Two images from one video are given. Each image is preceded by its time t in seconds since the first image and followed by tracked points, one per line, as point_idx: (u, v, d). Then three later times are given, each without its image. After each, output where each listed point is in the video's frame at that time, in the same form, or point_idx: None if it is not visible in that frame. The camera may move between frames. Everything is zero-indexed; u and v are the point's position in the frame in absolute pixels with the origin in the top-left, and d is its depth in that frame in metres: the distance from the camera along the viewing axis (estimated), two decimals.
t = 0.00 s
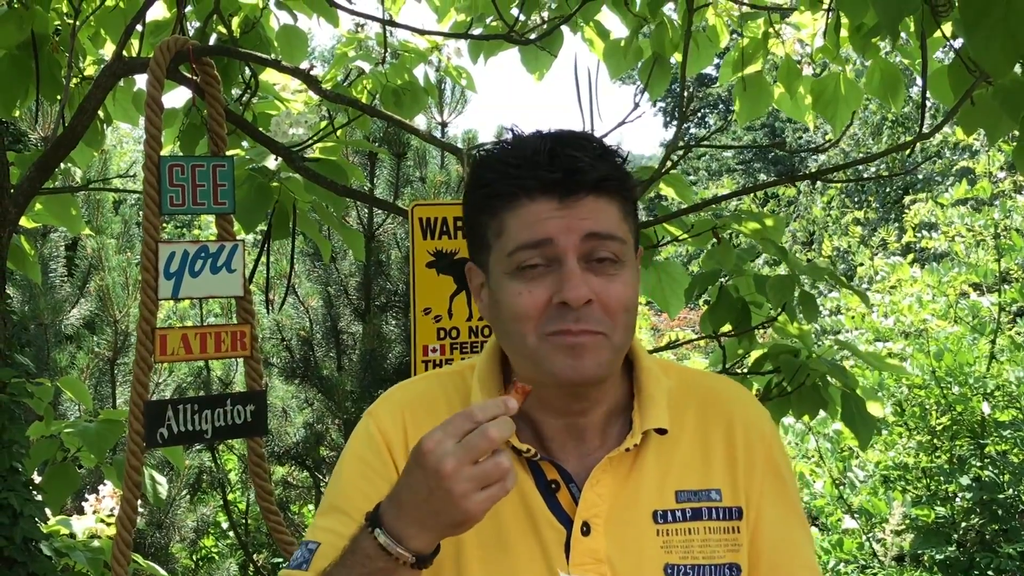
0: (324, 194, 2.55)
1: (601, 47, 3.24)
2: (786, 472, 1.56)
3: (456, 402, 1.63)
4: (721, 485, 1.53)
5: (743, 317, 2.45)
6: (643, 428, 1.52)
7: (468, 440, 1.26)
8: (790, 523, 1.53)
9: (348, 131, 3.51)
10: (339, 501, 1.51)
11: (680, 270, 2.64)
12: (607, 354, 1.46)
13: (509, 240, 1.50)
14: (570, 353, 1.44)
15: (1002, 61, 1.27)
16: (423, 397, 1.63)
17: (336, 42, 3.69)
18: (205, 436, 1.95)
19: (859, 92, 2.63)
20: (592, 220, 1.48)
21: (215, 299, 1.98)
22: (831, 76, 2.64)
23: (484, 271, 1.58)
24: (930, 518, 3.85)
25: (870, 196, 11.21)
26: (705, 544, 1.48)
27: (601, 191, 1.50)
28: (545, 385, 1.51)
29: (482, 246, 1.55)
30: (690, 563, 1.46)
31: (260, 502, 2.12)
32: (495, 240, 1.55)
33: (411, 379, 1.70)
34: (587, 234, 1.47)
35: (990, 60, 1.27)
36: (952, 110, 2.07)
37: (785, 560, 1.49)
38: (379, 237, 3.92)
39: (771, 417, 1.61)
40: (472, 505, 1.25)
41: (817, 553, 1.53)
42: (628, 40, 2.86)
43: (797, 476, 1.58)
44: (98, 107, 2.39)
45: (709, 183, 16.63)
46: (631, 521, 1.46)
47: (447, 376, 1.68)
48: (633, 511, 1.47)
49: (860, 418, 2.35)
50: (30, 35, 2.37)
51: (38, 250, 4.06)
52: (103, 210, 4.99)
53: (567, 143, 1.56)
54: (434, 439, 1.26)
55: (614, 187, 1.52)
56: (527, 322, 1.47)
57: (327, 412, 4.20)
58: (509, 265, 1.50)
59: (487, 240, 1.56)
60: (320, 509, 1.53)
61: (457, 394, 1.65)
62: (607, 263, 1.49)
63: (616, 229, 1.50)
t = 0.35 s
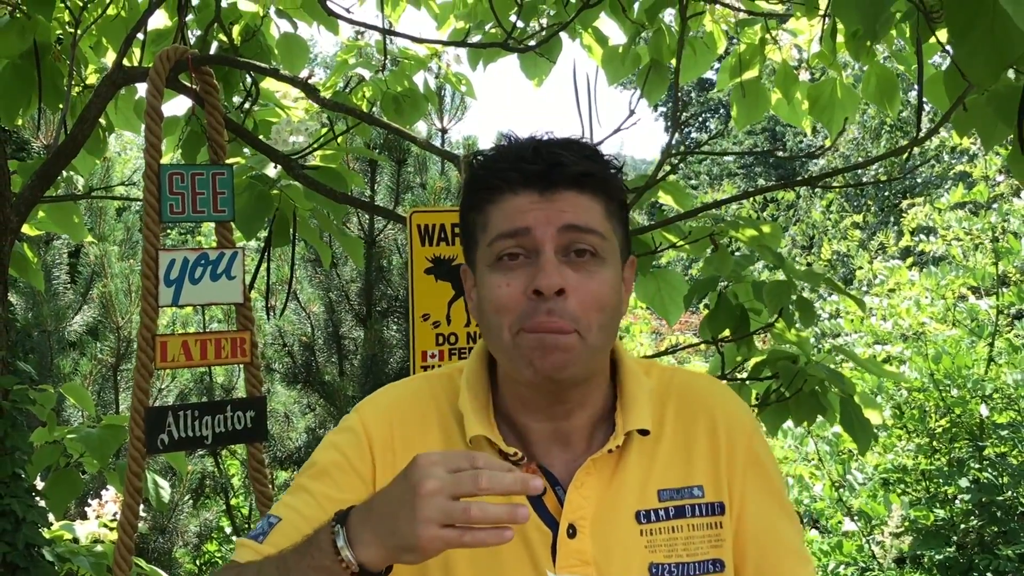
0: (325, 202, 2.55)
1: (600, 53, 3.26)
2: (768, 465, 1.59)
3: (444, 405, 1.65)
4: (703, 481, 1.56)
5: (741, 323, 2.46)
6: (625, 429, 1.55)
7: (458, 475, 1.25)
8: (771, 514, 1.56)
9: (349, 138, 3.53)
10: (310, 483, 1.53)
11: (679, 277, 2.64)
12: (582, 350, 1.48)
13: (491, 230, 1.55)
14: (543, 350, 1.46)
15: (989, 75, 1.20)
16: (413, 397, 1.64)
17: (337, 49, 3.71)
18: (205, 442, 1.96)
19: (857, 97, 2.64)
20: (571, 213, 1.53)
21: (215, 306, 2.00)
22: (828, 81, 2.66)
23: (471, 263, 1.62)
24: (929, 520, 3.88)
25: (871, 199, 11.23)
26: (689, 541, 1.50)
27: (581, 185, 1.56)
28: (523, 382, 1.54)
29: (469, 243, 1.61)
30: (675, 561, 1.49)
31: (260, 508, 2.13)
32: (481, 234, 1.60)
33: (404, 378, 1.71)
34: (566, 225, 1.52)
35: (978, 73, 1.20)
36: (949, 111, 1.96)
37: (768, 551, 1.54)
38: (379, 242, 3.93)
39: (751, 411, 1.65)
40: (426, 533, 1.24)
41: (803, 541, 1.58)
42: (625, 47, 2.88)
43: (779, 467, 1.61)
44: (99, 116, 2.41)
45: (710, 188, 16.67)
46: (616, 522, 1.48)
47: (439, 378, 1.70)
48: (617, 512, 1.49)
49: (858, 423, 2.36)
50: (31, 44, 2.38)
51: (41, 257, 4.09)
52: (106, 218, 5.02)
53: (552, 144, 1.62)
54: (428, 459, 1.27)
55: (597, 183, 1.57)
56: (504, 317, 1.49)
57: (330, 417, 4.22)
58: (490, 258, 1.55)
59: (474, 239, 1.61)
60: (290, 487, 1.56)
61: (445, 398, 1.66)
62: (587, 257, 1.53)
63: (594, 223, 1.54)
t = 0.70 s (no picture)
0: (322, 207, 2.52)
1: (598, 55, 3.27)
2: (742, 477, 1.60)
3: (414, 407, 1.69)
4: (675, 494, 1.57)
5: (738, 325, 2.46)
6: (596, 437, 1.57)
7: (488, 444, 1.29)
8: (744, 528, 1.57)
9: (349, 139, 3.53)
10: (282, 471, 1.55)
11: (676, 278, 2.66)
12: (555, 332, 1.49)
13: (462, 220, 1.61)
14: (518, 328, 1.47)
15: (979, 80, 1.17)
16: (384, 400, 1.70)
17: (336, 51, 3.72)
18: (203, 444, 1.97)
19: (854, 98, 2.65)
20: (541, 199, 1.60)
21: (213, 308, 2.01)
22: (825, 83, 2.68)
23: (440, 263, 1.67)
24: (927, 520, 3.90)
25: (870, 199, 11.25)
26: (659, 553, 1.51)
27: (550, 175, 1.63)
28: (496, 373, 1.56)
29: (441, 237, 1.66)
30: (644, 573, 1.49)
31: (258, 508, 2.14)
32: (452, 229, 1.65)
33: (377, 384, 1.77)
34: (535, 213, 1.58)
35: (967, 77, 1.18)
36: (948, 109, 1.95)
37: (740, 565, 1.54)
38: (379, 244, 3.94)
39: (725, 425, 1.67)
40: (444, 492, 1.27)
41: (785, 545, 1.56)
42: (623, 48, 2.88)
43: (755, 481, 1.61)
44: (98, 119, 2.42)
45: (710, 188, 16.69)
46: (585, 531, 1.49)
47: (410, 385, 1.75)
48: (587, 521, 1.50)
49: (854, 425, 2.35)
50: (29, 45, 2.36)
51: (42, 259, 4.10)
52: (106, 220, 5.03)
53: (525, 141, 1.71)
54: (460, 421, 1.31)
55: (565, 173, 1.65)
56: (475, 305, 1.52)
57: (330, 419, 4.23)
58: (462, 248, 1.59)
59: (446, 235, 1.67)
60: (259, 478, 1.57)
61: (416, 396, 1.72)
62: (557, 245, 1.58)
63: (565, 210, 1.60)
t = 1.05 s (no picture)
0: (322, 207, 2.52)
1: (598, 55, 3.27)
2: (721, 490, 1.61)
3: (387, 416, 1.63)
4: (658, 504, 1.56)
5: (736, 323, 2.46)
6: (579, 445, 1.56)
7: (370, 448, 1.19)
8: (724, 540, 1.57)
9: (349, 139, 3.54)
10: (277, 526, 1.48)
11: (673, 277, 2.66)
12: (539, 328, 1.48)
13: (444, 214, 1.60)
14: (498, 323, 1.46)
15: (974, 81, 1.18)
16: (350, 411, 1.62)
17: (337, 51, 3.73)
18: (203, 442, 1.98)
19: (852, 99, 2.67)
20: (525, 196, 1.59)
21: (212, 307, 2.01)
22: (823, 84, 2.71)
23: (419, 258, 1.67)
24: (926, 521, 3.91)
25: (871, 200, 11.27)
26: (640, 564, 1.50)
27: (535, 171, 1.64)
28: (475, 371, 1.54)
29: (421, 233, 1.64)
30: None
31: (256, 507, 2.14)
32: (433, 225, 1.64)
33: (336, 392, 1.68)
34: (520, 209, 1.58)
35: (962, 78, 1.19)
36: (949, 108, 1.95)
37: None
38: (379, 244, 3.91)
39: (707, 434, 1.68)
40: (396, 509, 1.18)
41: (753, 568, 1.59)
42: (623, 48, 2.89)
43: (731, 489, 1.63)
44: (97, 119, 2.43)
45: (711, 189, 16.72)
46: (566, 542, 1.48)
47: (375, 389, 1.68)
48: (568, 532, 1.49)
49: (852, 423, 2.36)
50: (30, 45, 2.36)
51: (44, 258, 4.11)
52: (108, 219, 5.04)
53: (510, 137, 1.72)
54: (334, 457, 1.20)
55: (550, 169, 1.66)
56: (457, 300, 1.51)
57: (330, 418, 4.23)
58: (443, 244, 1.58)
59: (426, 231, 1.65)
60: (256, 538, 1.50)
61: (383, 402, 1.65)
62: (541, 244, 1.58)
63: (549, 207, 1.60)
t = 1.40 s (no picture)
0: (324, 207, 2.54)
1: (600, 56, 3.28)
2: (725, 505, 1.64)
3: (393, 434, 1.63)
4: (664, 522, 1.58)
5: (739, 324, 2.47)
6: (586, 469, 1.56)
7: (431, 514, 1.24)
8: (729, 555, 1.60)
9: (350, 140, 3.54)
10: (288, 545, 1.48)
11: (675, 279, 2.66)
12: (541, 363, 1.49)
13: (448, 242, 1.57)
14: (504, 361, 1.47)
15: (975, 83, 1.19)
16: (354, 426, 1.62)
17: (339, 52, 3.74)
18: (206, 442, 1.99)
19: (854, 100, 2.69)
20: (529, 226, 1.57)
21: (215, 307, 2.02)
22: (825, 85, 2.73)
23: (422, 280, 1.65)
24: (927, 522, 3.92)
25: (872, 201, 11.29)
26: None
27: (539, 195, 1.61)
28: (481, 399, 1.53)
29: (423, 257, 1.62)
30: None
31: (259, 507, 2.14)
32: (435, 249, 1.62)
33: (335, 406, 1.66)
34: (524, 238, 1.55)
35: (962, 80, 1.20)
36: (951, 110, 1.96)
37: None
38: (381, 245, 3.95)
39: (713, 447, 1.70)
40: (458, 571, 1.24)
41: None
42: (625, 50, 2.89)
43: (735, 504, 1.66)
44: (101, 120, 2.43)
45: (712, 190, 16.74)
46: (574, 564, 1.49)
47: (378, 406, 1.68)
48: (576, 554, 1.50)
49: (854, 426, 2.37)
50: (35, 46, 2.38)
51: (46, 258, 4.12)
52: (110, 219, 5.05)
53: (511, 153, 1.69)
54: (396, 525, 1.24)
55: (555, 192, 1.63)
56: (462, 332, 1.50)
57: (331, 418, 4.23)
58: (446, 270, 1.56)
59: (428, 253, 1.63)
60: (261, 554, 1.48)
61: (390, 422, 1.65)
62: (546, 269, 1.57)
63: (552, 235, 1.58)
